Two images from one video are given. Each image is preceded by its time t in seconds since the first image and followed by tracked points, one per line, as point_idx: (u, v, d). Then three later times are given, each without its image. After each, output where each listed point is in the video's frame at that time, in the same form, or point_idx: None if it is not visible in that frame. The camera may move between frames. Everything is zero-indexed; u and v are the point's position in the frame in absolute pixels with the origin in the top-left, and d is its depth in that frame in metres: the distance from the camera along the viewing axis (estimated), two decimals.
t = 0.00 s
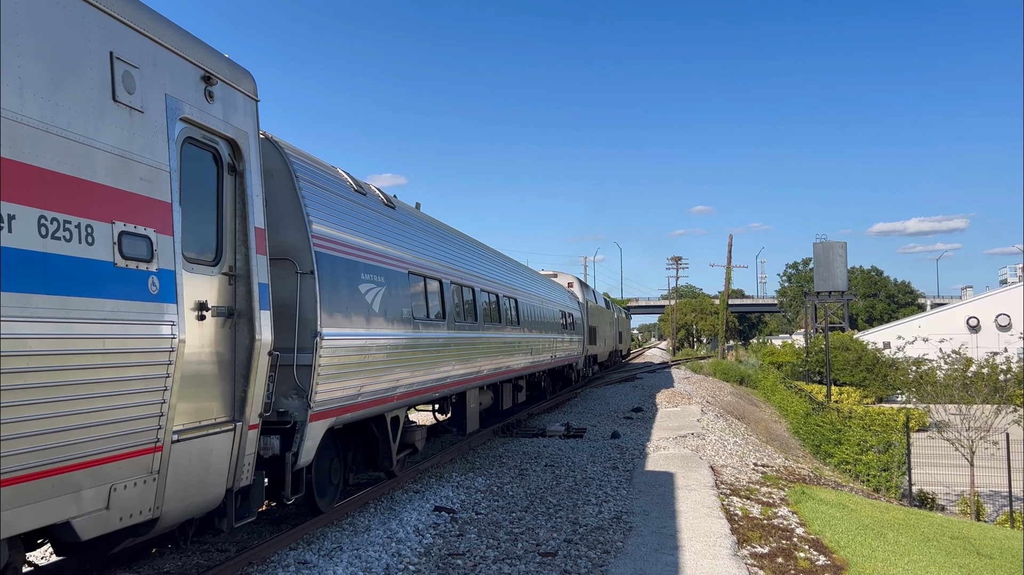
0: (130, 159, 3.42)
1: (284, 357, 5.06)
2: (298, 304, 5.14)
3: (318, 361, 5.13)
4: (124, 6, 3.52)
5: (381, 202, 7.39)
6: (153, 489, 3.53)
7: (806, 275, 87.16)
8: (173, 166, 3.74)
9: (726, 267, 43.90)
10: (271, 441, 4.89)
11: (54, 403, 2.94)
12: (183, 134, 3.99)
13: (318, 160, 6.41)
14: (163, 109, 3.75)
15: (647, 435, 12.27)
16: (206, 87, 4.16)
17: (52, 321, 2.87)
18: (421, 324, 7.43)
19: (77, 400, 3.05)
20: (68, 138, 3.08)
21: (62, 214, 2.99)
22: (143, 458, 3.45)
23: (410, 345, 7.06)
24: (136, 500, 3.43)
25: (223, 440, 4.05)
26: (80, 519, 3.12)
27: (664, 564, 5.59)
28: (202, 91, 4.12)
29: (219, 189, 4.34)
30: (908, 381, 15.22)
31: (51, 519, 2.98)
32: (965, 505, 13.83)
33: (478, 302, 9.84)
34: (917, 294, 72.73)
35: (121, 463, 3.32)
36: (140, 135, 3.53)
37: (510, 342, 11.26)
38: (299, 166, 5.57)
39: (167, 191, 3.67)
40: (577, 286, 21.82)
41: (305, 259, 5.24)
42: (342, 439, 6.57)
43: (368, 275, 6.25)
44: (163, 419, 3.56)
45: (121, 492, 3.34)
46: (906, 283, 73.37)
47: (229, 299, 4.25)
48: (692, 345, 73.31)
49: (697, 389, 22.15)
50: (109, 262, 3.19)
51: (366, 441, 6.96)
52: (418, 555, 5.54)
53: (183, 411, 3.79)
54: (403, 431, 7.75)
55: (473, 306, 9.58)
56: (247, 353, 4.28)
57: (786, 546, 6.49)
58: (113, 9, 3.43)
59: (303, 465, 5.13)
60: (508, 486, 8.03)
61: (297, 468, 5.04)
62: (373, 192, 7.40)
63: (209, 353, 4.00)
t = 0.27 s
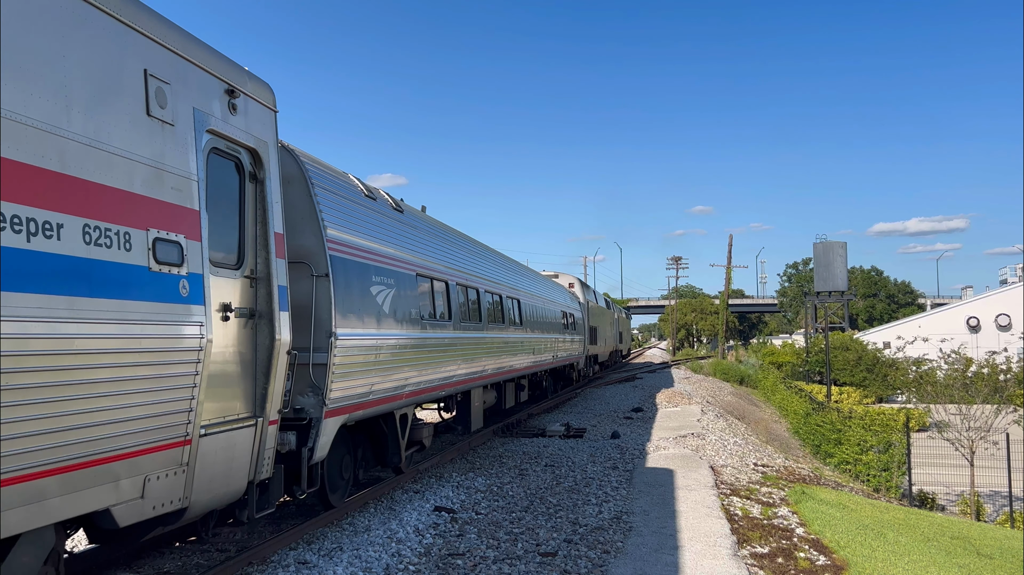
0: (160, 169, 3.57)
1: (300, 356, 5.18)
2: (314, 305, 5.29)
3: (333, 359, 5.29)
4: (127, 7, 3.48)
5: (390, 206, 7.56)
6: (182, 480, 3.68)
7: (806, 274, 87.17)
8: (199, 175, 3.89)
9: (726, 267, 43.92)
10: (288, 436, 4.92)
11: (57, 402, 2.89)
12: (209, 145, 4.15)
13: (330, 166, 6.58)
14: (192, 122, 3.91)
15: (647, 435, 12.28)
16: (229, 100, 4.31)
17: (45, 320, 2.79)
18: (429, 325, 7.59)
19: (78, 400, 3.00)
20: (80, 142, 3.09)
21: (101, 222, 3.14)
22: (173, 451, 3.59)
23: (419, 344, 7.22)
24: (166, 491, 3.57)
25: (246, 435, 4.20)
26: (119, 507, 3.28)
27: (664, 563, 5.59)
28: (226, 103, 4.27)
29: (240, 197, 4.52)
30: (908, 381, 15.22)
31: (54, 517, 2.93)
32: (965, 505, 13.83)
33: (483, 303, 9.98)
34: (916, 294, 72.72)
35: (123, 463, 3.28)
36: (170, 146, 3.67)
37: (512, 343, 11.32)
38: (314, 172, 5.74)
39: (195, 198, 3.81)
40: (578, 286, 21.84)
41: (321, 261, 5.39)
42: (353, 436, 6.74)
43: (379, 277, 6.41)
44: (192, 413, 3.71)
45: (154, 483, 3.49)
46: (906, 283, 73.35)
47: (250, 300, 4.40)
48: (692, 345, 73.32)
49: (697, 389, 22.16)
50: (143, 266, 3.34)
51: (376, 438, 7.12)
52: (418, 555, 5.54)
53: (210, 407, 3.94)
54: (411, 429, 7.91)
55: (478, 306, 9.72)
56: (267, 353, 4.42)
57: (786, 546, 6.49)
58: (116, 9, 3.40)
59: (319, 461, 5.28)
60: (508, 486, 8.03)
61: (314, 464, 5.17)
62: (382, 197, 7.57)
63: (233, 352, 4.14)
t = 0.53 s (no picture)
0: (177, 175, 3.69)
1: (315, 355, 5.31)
2: (329, 306, 5.44)
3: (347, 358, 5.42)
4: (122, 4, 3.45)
5: (400, 210, 7.73)
6: (210, 472, 3.89)
7: (806, 275, 87.15)
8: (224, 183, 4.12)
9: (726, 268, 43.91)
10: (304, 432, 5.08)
11: (57, 402, 2.89)
12: (234, 155, 4.39)
13: (342, 172, 6.75)
14: (218, 134, 4.14)
15: (647, 435, 12.28)
16: (252, 113, 4.56)
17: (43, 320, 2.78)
18: (437, 325, 7.77)
19: (76, 400, 2.99)
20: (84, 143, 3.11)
21: (140, 229, 3.36)
22: (202, 443, 3.81)
23: (427, 344, 7.39)
24: (196, 481, 3.79)
25: (266, 430, 4.44)
26: (156, 496, 3.52)
27: (663, 563, 5.59)
28: (248, 115, 4.52)
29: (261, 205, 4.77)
30: (908, 381, 15.22)
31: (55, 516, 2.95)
32: (964, 505, 13.83)
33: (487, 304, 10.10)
34: (916, 294, 72.71)
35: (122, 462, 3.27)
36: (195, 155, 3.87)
37: (514, 342, 11.35)
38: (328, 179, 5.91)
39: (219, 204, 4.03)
40: (579, 287, 21.83)
41: (335, 264, 5.54)
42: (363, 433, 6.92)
43: (390, 279, 6.58)
44: (219, 409, 3.92)
45: (186, 474, 3.71)
46: (906, 283, 73.36)
47: (272, 303, 4.65)
48: (692, 345, 73.31)
49: (697, 389, 22.16)
50: (177, 269, 3.57)
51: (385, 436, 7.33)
52: (418, 555, 5.54)
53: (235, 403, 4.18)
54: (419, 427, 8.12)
55: (482, 307, 9.82)
56: (287, 352, 4.68)
57: (786, 546, 6.49)
58: (112, 8, 3.37)
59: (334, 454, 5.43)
60: (508, 486, 8.03)
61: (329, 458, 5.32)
62: (391, 201, 7.74)
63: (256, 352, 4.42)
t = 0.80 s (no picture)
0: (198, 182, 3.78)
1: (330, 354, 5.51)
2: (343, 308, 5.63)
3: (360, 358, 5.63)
4: (123, 5, 3.37)
5: (409, 214, 7.94)
6: (236, 465, 4.05)
7: (806, 275, 87.14)
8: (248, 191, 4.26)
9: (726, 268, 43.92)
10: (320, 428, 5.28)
11: (54, 402, 2.81)
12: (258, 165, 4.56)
13: (353, 178, 6.96)
14: (245, 145, 4.30)
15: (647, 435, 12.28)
16: (274, 124, 4.71)
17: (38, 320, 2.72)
18: (445, 325, 7.99)
19: (73, 401, 2.91)
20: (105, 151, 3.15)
21: (176, 236, 3.53)
22: (230, 437, 3.97)
23: (436, 344, 7.60)
24: (224, 473, 3.95)
25: (289, 426, 4.63)
26: (189, 486, 3.67)
27: (664, 563, 5.59)
28: (270, 126, 4.67)
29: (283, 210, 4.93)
30: (908, 381, 15.22)
31: (55, 517, 2.89)
32: (964, 505, 13.83)
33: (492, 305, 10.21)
34: (916, 294, 72.71)
35: (122, 463, 3.20)
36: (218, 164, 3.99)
37: (515, 342, 11.39)
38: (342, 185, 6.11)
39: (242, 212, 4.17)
40: (580, 287, 21.85)
41: (349, 267, 5.76)
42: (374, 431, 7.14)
43: (400, 281, 6.79)
44: (246, 405, 4.07)
45: (215, 465, 3.87)
46: (906, 283, 73.35)
47: (291, 303, 4.84)
48: (692, 345, 73.32)
49: (697, 389, 22.16)
50: (207, 275, 3.73)
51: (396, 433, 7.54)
52: (418, 555, 5.54)
53: (259, 400, 4.36)
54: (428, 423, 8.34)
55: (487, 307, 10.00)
56: (305, 351, 4.86)
57: (786, 546, 6.49)
58: (112, 8, 3.29)
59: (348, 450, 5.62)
60: (508, 486, 8.03)
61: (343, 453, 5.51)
62: (401, 205, 7.96)
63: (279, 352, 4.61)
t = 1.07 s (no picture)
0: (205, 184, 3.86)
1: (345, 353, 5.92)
2: (357, 310, 6.02)
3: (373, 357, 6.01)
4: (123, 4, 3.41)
5: (416, 219, 8.31)
6: (260, 457, 4.31)
7: (806, 275, 87.10)
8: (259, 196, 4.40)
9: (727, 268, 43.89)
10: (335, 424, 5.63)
11: (51, 402, 2.84)
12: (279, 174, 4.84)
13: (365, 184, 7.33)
14: (267, 156, 4.57)
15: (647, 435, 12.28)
16: (294, 136, 5.01)
17: (32, 320, 2.74)
18: (449, 326, 8.34)
19: (113, 396, 3.15)
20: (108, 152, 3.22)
21: (207, 242, 3.81)
22: (255, 431, 4.23)
23: (441, 343, 7.95)
24: (249, 464, 4.21)
25: (309, 421, 4.92)
26: (221, 475, 3.96)
27: (664, 563, 5.59)
28: (291, 138, 4.95)
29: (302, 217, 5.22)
30: (908, 381, 15.21)
31: (54, 516, 2.92)
32: (964, 505, 13.83)
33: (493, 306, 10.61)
34: (916, 294, 72.68)
35: (119, 463, 3.22)
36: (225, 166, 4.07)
37: (516, 342, 11.45)
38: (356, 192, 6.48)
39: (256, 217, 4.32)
40: (581, 288, 21.85)
41: (363, 271, 6.15)
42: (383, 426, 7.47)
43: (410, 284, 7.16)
44: (269, 401, 4.34)
45: (242, 457, 4.14)
46: (907, 283, 73.32)
47: (309, 305, 5.10)
48: (692, 345, 73.26)
49: (697, 389, 22.17)
50: (235, 278, 4.01)
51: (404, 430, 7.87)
52: (418, 555, 5.54)
53: (281, 395, 4.63)
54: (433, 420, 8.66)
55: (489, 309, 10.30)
56: (323, 350, 5.12)
57: (786, 546, 6.49)
58: (112, 8, 3.34)
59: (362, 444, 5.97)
60: (508, 486, 8.03)
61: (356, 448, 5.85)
62: (409, 210, 8.32)
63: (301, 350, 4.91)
